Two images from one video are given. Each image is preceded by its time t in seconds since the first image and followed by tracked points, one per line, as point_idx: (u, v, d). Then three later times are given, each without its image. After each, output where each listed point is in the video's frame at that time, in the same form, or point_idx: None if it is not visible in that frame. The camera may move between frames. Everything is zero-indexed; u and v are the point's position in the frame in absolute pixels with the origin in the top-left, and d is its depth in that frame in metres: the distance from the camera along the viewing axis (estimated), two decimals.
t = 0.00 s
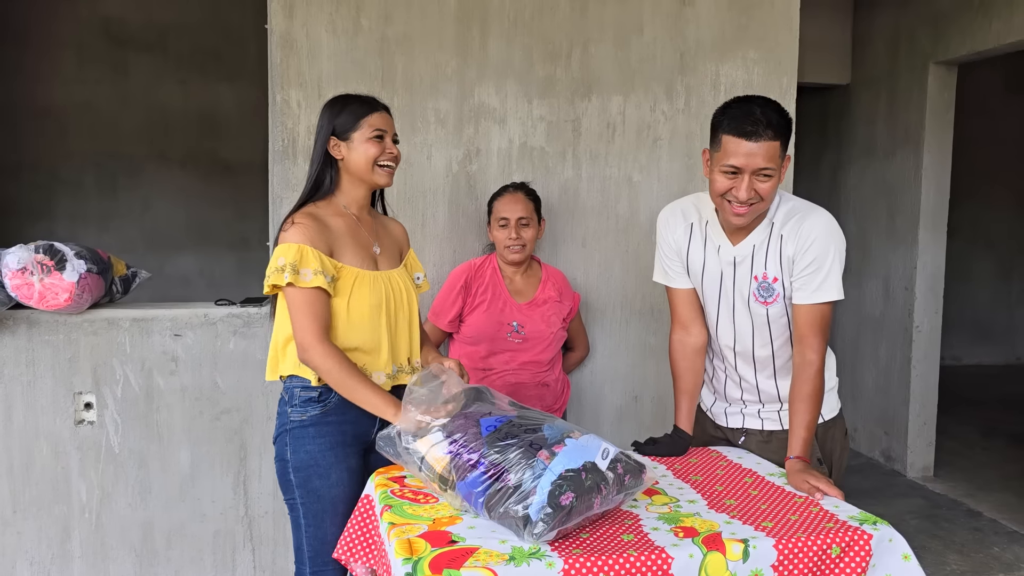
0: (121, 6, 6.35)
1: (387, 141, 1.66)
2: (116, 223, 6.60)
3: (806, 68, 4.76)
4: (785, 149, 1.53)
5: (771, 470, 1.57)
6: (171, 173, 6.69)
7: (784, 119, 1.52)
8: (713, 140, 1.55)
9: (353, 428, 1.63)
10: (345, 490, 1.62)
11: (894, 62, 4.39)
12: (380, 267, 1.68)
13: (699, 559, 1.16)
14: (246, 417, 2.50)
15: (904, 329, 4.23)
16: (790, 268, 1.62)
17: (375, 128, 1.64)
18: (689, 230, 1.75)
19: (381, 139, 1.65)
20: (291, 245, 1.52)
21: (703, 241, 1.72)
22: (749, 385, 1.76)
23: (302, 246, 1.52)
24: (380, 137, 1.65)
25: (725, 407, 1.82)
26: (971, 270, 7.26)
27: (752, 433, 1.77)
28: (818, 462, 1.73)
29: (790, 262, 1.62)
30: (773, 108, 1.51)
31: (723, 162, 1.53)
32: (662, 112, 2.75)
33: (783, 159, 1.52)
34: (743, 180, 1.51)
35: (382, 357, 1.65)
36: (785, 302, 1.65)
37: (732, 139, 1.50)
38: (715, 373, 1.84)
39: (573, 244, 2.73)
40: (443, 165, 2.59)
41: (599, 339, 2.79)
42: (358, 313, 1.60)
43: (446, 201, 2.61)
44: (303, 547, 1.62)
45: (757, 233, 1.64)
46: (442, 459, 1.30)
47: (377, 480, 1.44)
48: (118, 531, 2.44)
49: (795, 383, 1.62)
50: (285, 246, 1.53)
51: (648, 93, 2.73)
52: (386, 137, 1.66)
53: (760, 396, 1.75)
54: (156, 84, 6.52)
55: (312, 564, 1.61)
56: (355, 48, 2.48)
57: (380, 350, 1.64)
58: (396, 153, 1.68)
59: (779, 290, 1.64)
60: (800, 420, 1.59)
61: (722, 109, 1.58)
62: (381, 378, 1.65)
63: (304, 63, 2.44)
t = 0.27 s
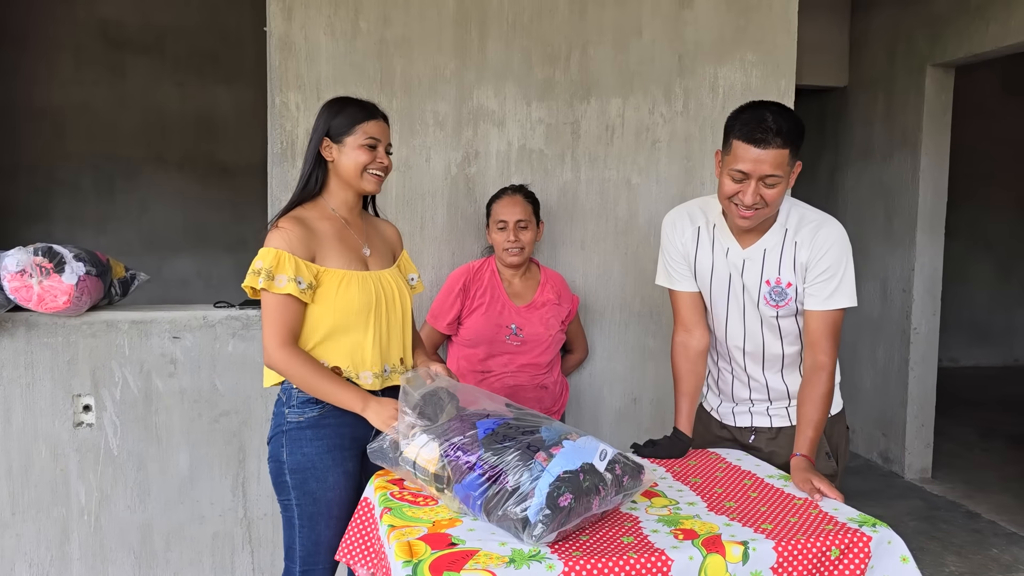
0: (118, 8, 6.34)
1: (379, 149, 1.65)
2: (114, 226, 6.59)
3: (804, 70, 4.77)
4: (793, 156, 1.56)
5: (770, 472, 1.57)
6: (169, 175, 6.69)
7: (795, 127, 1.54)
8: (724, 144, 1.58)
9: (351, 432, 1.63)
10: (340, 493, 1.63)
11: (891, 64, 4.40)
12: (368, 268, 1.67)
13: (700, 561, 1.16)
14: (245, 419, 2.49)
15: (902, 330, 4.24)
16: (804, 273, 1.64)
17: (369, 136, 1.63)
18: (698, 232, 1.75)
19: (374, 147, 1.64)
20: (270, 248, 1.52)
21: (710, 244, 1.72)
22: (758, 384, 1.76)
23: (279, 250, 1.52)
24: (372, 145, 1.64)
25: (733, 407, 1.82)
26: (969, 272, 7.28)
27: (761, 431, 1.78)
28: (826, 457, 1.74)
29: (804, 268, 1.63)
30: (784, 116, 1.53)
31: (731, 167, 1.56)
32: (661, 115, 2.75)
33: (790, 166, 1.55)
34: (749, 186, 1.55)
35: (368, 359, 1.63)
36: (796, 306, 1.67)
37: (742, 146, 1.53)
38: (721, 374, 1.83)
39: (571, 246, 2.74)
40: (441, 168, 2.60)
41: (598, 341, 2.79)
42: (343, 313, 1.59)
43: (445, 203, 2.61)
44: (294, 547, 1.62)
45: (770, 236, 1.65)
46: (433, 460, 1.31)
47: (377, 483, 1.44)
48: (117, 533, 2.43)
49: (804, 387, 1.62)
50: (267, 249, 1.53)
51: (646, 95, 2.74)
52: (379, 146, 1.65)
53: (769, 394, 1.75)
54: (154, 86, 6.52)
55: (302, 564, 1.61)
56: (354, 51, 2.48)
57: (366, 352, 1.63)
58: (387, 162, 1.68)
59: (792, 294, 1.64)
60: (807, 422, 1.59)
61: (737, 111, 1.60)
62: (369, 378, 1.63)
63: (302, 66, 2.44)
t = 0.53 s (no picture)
0: (115, 8, 6.32)
1: (373, 168, 1.60)
2: (110, 226, 6.56)
3: (802, 70, 4.77)
4: (795, 157, 1.55)
5: (771, 471, 1.56)
6: (165, 176, 6.67)
7: (796, 129, 1.54)
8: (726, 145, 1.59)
9: (347, 435, 1.61)
10: (330, 495, 1.61)
11: (890, 64, 4.40)
12: (367, 268, 1.67)
13: (702, 561, 1.14)
14: (241, 420, 2.48)
15: (900, 330, 4.23)
16: (820, 268, 1.65)
17: (362, 154, 1.59)
18: (708, 234, 1.75)
19: (367, 166, 1.60)
20: (272, 244, 1.52)
21: (721, 244, 1.73)
22: (770, 381, 1.75)
23: (282, 245, 1.52)
24: (366, 164, 1.59)
25: (743, 404, 1.81)
26: (966, 272, 7.28)
27: (772, 426, 1.77)
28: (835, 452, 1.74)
29: (821, 262, 1.65)
30: (784, 118, 1.53)
31: (732, 169, 1.57)
32: (660, 113, 2.75)
33: (791, 167, 1.55)
34: (749, 187, 1.56)
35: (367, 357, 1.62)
36: (813, 297, 1.68)
37: (741, 148, 1.55)
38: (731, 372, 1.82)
39: (570, 245, 2.73)
40: (439, 166, 2.59)
41: (597, 341, 2.78)
42: (342, 309, 1.58)
43: (443, 202, 2.60)
44: (279, 543, 1.61)
45: (781, 232, 1.67)
46: (432, 458, 1.30)
47: (376, 482, 1.43)
48: (112, 534, 2.41)
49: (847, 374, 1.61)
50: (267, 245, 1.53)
51: (645, 94, 2.73)
52: (372, 165, 1.60)
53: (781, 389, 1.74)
54: (150, 86, 6.50)
55: (285, 560, 1.60)
56: (351, 49, 2.47)
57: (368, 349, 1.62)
58: (382, 181, 1.62)
59: (809, 287, 1.66)
60: (853, 409, 1.58)
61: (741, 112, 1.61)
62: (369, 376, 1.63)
63: (300, 64, 2.43)
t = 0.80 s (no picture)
0: (109, 9, 6.29)
1: (372, 174, 1.59)
2: (104, 228, 6.54)
3: (797, 72, 4.77)
4: (787, 146, 1.59)
5: (765, 474, 1.55)
6: (160, 177, 6.65)
7: (782, 119, 1.58)
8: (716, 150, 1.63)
9: (336, 433, 1.60)
10: (320, 493, 1.60)
11: (885, 66, 4.40)
12: (367, 270, 1.65)
13: (695, 565, 1.14)
14: (233, 423, 2.46)
15: (896, 332, 4.23)
16: (826, 257, 1.68)
17: (361, 161, 1.57)
18: (712, 242, 1.79)
19: (365, 172, 1.59)
20: (274, 246, 1.54)
21: (727, 249, 1.76)
22: (783, 377, 1.76)
23: (281, 248, 1.53)
24: (364, 170, 1.58)
25: (753, 400, 1.81)
26: (961, 274, 7.30)
27: (781, 423, 1.78)
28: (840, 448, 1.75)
29: (825, 252, 1.68)
30: (770, 111, 1.58)
31: (733, 169, 1.60)
32: (654, 115, 2.74)
33: (786, 155, 1.59)
34: (754, 181, 1.58)
35: (360, 359, 1.61)
36: (823, 288, 1.70)
37: (733, 146, 1.58)
38: (744, 367, 1.82)
39: (564, 247, 2.72)
40: (433, 168, 2.58)
41: (592, 343, 2.77)
42: (337, 311, 1.58)
43: (437, 204, 2.59)
44: (272, 542, 1.60)
45: (784, 226, 1.71)
46: (423, 461, 1.29)
47: (368, 486, 1.41)
48: (104, 538, 2.40)
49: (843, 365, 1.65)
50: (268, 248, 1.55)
51: (640, 95, 2.72)
52: (371, 171, 1.59)
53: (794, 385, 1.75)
54: (145, 87, 6.48)
55: (278, 559, 1.59)
56: (344, 50, 2.46)
57: (361, 351, 1.61)
58: (380, 187, 1.61)
59: (818, 276, 1.68)
60: (850, 400, 1.64)
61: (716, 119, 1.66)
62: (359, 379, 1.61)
63: (293, 65, 2.42)
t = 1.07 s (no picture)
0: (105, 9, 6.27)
1: (371, 178, 1.59)
2: (100, 228, 6.52)
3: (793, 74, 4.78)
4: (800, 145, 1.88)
5: (759, 475, 1.55)
6: (156, 178, 6.63)
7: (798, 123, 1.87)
8: (752, 138, 1.83)
9: (333, 431, 1.59)
10: (317, 491, 1.59)
11: (880, 67, 4.41)
12: (365, 273, 1.64)
13: (688, 566, 1.14)
14: (228, 424, 2.46)
15: (892, 333, 4.24)
16: (835, 244, 1.84)
17: (359, 165, 1.57)
18: (721, 239, 1.89)
19: (364, 176, 1.58)
20: (272, 245, 1.56)
21: (740, 242, 1.87)
22: (789, 369, 1.84)
23: (276, 249, 1.55)
24: (363, 174, 1.58)
25: (758, 394, 1.88)
26: (957, 275, 7.31)
27: (785, 418, 1.86)
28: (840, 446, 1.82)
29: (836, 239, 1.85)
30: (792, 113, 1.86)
31: (774, 151, 1.79)
32: (649, 116, 2.74)
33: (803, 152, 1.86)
34: (792, 161, 1.79)
35: (353, 360, 1.60)
36: (832, 274, 1.84)
37: (772, 131, 1.80)
38: (749, 360, 1.88)
39: (559, 248, 2.72)
40: (427, 169, 2.57)
41: (587, 344, 2.77)
42: (330, 313, 1.58)
43: (432, 205, 2.59)
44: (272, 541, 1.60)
45: (794, 215, 1.86)
46: (413, 462, 1.30)
47: (361, 487, 1.41)
48: (97, 540, 2.39)
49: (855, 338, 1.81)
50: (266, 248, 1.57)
51: (634, 96, 2.72)
52: (370, 176, 1.58)
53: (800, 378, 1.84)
54: (141, 88, 6.47)
55: (277, 558, 1.59)
56: (339, 50, 2.46)
57: (353, 353, 1.60)
58: (379, 191, 1.60)
59: (830, 260, 1.82)
60: (858, 369, 1.78)
61: (741, 118, 1.89)
62: (351, 380, 1.60)
63: (287, 66, 2.42)
